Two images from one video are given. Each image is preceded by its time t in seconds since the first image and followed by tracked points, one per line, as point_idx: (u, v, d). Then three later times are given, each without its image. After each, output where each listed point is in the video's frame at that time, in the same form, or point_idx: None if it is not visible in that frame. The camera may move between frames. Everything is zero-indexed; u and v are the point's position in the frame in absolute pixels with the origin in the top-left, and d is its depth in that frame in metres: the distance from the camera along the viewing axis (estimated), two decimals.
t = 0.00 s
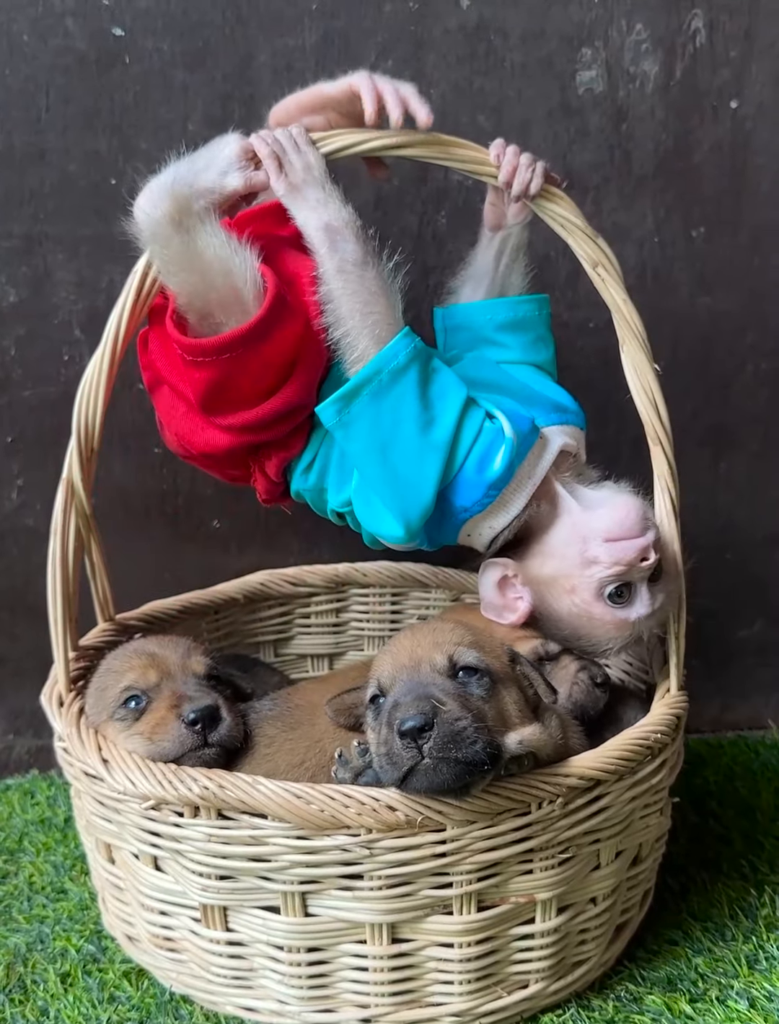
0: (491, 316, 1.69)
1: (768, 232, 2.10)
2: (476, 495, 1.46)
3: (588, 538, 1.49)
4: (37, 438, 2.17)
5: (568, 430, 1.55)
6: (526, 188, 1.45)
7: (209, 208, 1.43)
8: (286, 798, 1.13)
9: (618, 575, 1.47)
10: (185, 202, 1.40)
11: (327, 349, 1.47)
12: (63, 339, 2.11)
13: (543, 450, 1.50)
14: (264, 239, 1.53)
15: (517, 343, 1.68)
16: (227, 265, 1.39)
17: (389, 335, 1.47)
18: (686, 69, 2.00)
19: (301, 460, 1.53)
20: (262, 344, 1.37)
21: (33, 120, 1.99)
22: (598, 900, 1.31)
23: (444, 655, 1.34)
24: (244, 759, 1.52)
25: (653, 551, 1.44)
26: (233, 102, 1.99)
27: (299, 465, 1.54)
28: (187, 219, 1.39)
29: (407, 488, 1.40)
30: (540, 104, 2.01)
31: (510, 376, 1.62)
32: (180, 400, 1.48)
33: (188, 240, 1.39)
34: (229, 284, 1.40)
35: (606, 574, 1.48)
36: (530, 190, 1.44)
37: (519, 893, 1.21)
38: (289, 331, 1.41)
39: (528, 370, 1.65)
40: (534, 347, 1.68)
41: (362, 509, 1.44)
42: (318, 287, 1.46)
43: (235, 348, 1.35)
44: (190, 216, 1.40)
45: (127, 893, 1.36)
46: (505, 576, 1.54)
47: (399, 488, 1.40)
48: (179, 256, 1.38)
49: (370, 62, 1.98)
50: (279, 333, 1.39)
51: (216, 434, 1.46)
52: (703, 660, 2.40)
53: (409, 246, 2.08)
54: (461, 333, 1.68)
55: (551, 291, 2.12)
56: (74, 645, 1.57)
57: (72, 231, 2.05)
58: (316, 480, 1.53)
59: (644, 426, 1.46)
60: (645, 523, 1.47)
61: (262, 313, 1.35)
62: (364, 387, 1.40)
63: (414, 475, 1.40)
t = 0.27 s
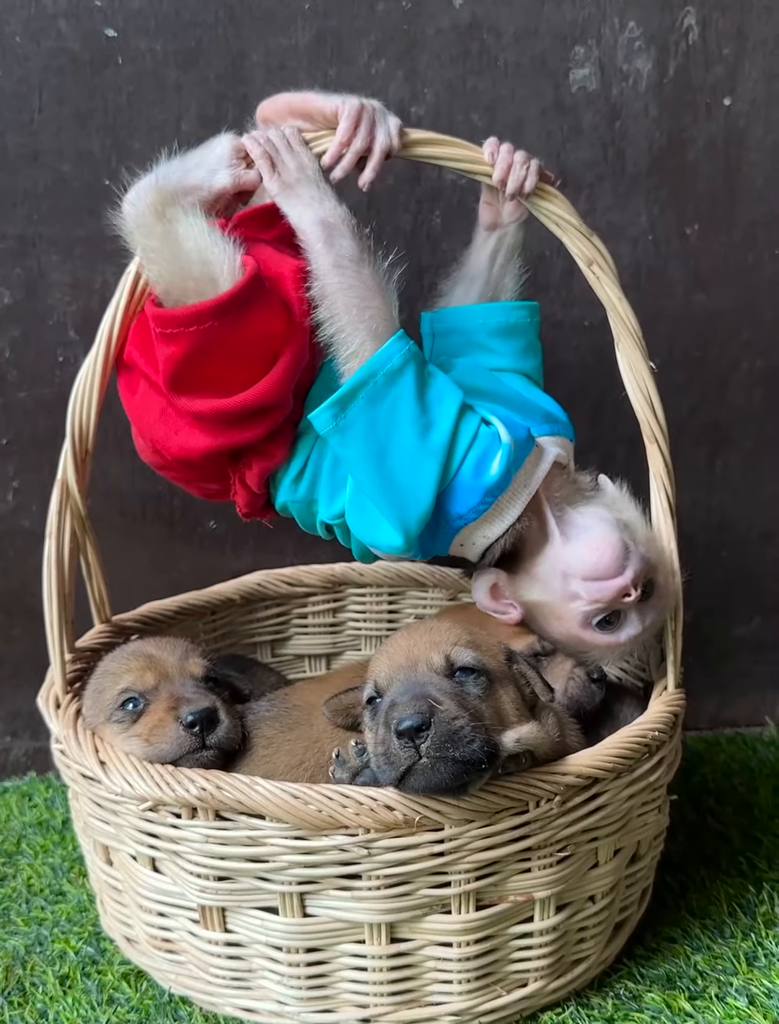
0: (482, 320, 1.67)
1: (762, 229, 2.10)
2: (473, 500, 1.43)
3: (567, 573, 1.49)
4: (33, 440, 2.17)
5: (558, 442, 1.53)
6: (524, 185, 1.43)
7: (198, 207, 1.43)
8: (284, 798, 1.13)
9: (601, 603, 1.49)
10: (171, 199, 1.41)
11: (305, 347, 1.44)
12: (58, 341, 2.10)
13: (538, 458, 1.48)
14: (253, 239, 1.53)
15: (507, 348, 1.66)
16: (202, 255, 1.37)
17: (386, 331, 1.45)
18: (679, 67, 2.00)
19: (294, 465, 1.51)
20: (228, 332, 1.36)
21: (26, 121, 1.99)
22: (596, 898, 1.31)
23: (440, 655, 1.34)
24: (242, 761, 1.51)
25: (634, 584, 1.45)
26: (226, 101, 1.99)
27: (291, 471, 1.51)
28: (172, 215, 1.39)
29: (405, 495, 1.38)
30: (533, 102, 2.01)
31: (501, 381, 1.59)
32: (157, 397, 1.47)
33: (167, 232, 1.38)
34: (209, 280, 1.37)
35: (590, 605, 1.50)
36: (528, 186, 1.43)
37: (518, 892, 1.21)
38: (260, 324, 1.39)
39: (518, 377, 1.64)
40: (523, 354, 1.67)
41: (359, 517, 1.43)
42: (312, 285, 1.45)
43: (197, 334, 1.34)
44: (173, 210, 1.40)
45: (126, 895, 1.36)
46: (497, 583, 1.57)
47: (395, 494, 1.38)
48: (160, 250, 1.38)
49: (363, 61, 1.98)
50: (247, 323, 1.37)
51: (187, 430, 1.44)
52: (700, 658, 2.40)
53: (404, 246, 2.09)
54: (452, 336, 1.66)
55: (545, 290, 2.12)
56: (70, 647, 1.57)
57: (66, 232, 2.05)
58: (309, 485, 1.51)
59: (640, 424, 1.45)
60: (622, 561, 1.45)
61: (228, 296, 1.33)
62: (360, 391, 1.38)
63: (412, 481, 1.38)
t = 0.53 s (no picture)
0: (471, 316, 1.64)
1: (759, 227, 2.10)
2: (474, 508, 1.44)
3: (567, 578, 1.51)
4: (31, 441, 2.17)
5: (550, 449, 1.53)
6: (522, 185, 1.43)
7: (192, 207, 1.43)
8: (284, 798, 1.13)
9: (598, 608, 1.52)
10: (165, 201, 1.42)
11: (293, 346, 1.40)
12: (55, 342, 2.10)
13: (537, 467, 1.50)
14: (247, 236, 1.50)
15: (497, 346, 1.64)
16: (188, 256, 1.37)
17: (387, 339, 1.44)
18: (675, 65, 2.00)
19: (289, 467, 1.50)
20: (209, 328, 1.34)
21: (23, 122, 1.99)
22: (597, 895, 1.31)
23: (439, 653, 1.34)
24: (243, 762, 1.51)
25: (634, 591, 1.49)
26: (223, 102, 1.99)
27: (287, 473, 1.50)
28: (164, 216, 1.40)
29: (406, 504, 1.39)
30: (529, 101, 2.01)
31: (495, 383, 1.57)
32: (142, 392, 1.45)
33: (158, 234, 1.39)
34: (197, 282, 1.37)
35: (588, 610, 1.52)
36: (526, 186, 1.43)
37: (518, 890, 1.21)
38: (244, 321, 1.37)
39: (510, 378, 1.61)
40: (513, 353, 1.66)
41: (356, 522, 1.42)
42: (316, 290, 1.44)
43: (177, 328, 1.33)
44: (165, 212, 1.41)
45: (126, 895, 1.36)
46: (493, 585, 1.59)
47: (396, 503, 1.38)
48: (152, 252, 1.39)
49: (360, 61, 1.98)
50: (229, 320, 1.36)
51: (171, 427, 1.42)
52: (699, 655, 2.40)
53: (401, 246, 2.09)
54: (443, 335, 1.62)
55: (543, 289, 2.12)
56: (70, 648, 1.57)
57: (63, 233, 2.05)
58: (305, 487, 1.51)
59: (639, 422, 1.45)
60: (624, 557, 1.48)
61: (208, 292, 1.32)
62: (362, 401, 1.36)
63: (412, 490, 1.39)
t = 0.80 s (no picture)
0: (446, 314, 1.65)
1: (755, 225, 2.10)
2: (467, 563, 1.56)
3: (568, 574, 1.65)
4: (28, 441, 2.17)
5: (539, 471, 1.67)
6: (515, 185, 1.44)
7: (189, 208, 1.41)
8: (283, 797, 1.13)
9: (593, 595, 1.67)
10: (161, 203, 1.40)
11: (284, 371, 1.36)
12: (52, 342, 2.10)
13: (531, 518, 1.63)
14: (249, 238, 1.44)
15: (471, 346, 1.66)
16: (186, 260, 1.36)
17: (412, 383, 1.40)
18: (671, 64, 2.00)
19: (278, 492, 1.46)
20: (199, 346, 1.33)
21: (19, 123, 1.99)
22: (595, 893, 1.31)
23: (439, 652, 1.34)
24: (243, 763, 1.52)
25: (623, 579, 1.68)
26: (220, 101, 1.99)
27: (275, 495, 1.47)
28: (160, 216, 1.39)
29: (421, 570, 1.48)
30: (526, 100, 2.02)
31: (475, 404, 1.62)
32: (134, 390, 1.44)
33: (155, 238, 1.38)
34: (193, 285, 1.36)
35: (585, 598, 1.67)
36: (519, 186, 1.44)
37: (517, 889, 1.21)
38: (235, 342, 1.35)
39: (482, 382, 1.65)
40: (489, 351, 1.68)
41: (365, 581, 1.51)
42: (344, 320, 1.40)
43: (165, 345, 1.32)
44: (162, 214, 1.39)
45: (125, 895, 1.36)
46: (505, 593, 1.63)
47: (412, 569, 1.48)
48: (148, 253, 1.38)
49: (357, 61, 1.98)
50: (220, 340, 1.33)
51: (155, 433, 1.40)
52: (697, 653, 2.41)
53: (398, 245, 2.09)
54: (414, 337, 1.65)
55: (540, 288, 2.13)
56: (68, 648, 1.57)
57: (60, 233, 2.05)
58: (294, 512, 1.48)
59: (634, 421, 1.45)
60: (611, 570, 1.65)
61: (201, 311, 1.30)
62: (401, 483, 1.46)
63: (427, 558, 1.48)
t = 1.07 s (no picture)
0: (445, 320, 1.64)
1: (754, 224, 2.10)
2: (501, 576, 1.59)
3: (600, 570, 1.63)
4: (27, 441, 2.17)
5: (548, 486, 1.67)
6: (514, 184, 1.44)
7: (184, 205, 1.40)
8: (284, 796, 1.13)
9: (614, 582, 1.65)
10: (153, 198, 1.39)
11: (253, 378, 1.34)
12: (52, 342, 2.10)
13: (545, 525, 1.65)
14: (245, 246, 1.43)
15: (468, 352, 1.66)
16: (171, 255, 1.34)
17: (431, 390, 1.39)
18: (670, 64, 2.00)
19: (283, 508, 1.51)
20: (165, 350, 1.33)
21: (19, 123, 1.99)
22: (595, 892, 1.31)
23: (439, 650, 1.35)
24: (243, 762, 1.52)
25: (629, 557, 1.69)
26: (219, 101, 1.99)
27: (279, 511, 1.52)
28: (151, 209, 1.37)
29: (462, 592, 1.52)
30: (525, 100, 2.02)
31: (482, 413, 1.61)
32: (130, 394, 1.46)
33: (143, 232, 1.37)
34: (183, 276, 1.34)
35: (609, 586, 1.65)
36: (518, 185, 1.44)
37: (517, 887, 1.21)
38: (204, 346, 1.34)
39: (483, 388, 1.67)
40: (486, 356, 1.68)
41: (377, 601, 1.56)
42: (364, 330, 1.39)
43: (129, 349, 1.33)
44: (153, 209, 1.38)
45: (126, 894, 1.36)
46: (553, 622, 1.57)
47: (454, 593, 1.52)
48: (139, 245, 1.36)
49: (356, 60, 1.98)
50: (185, 344, 1.33)
51: (138, 437, 1.43)
52: (696, 652, 2.41)
53: (397, 245, 2.09)
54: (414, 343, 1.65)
55: (539, 287, 2.13)
56: (68, 648, 1.57)
57: (58, 233, 2.05)
58: (299, 526, 1.54)
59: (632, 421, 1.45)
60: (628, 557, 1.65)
61: (160, 315, 1.30)
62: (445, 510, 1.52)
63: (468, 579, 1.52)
